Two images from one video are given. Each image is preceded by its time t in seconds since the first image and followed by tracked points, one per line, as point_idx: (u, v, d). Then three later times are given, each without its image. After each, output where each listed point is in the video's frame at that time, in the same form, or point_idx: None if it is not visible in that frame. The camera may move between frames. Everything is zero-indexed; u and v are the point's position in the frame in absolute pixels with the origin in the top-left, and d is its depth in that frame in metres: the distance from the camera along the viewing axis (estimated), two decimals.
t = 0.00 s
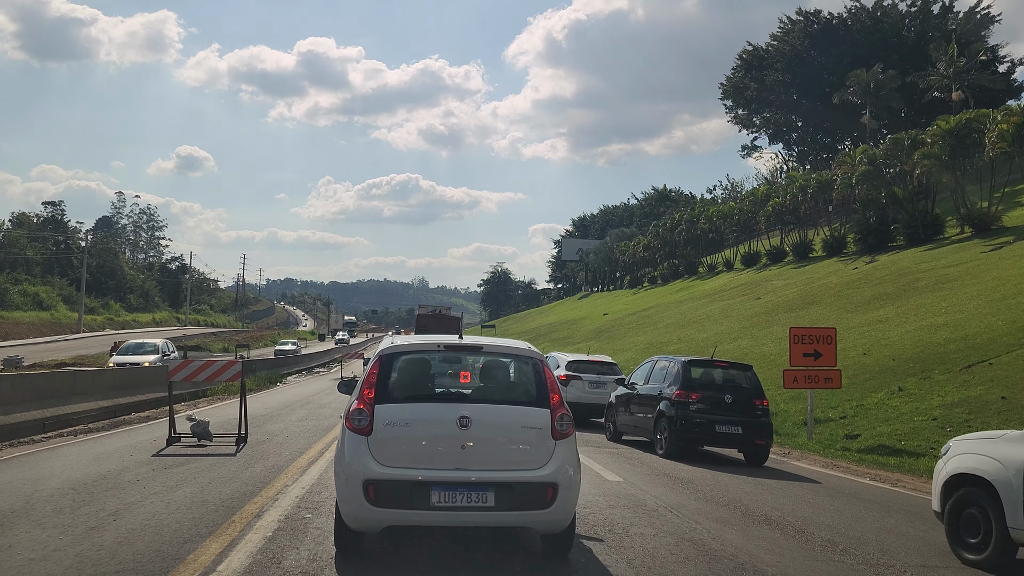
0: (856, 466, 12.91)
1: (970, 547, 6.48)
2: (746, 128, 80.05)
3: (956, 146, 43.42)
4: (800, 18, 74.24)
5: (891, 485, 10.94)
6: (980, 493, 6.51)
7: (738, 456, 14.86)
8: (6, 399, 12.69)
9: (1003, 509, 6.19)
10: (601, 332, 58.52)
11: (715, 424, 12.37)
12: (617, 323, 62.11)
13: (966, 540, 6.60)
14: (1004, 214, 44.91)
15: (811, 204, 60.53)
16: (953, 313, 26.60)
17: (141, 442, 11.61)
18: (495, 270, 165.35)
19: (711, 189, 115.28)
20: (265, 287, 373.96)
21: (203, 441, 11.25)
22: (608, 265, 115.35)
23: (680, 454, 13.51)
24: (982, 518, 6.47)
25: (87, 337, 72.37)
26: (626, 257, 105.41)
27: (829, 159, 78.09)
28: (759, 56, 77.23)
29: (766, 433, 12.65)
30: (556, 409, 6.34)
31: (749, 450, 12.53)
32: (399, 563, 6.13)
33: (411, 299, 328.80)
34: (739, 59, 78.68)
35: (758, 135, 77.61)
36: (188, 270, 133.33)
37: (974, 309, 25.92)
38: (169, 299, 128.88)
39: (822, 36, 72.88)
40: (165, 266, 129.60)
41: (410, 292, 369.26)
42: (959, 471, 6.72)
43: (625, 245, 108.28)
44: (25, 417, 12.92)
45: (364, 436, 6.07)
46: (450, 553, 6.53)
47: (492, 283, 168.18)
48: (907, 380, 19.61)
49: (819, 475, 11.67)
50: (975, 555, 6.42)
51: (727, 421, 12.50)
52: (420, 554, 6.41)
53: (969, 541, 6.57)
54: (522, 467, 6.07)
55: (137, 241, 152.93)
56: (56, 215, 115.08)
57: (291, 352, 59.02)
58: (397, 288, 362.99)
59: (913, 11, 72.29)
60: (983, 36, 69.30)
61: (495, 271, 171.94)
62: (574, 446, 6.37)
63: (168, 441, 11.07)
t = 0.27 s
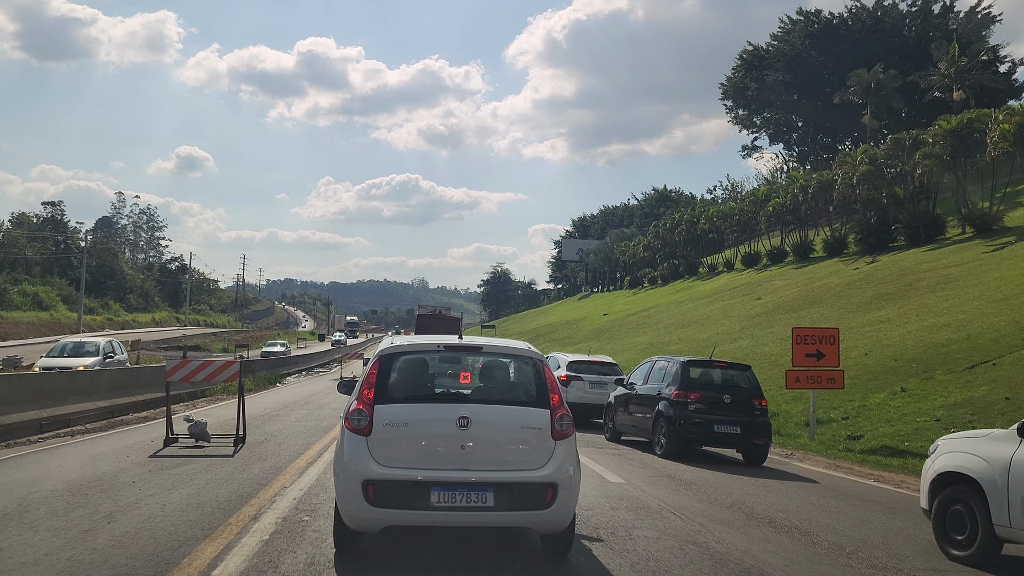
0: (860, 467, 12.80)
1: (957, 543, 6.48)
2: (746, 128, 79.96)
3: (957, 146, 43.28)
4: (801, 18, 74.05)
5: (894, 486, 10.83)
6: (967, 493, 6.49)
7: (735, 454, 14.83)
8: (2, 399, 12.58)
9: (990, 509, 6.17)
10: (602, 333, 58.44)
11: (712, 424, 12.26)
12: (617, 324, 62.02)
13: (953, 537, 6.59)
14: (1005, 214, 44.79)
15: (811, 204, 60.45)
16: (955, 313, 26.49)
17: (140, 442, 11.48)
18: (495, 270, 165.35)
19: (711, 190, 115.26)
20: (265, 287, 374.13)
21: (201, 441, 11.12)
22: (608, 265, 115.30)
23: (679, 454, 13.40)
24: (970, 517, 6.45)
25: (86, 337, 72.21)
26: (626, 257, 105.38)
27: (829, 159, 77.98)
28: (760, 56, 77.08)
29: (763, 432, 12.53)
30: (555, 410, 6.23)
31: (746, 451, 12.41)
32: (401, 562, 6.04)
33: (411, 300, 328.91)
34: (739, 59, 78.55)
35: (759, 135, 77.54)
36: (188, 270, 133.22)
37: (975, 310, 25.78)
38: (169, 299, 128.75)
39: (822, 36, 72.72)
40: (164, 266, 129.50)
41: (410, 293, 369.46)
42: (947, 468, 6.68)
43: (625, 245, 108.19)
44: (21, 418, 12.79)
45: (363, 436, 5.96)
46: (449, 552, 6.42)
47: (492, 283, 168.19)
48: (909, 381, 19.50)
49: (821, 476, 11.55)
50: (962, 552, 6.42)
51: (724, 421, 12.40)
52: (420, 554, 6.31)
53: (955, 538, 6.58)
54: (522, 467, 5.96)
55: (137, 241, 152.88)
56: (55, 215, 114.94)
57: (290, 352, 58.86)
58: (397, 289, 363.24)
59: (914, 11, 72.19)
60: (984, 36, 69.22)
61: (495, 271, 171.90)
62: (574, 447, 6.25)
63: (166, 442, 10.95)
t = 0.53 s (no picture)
0: (861, 467, 12.74)
1: (946, 541, 6.52)
2: (747, 128, 79.90)
3: (958, 146, 43.18)
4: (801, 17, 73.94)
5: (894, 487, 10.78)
6: (957, 491, 6.50)
7: (735, 454, 14.77)
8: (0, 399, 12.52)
9: (979, 507, 6.19)
10: (602, 332, 58.36)
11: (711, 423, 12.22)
12: (617, 324, 61.93)
13: (941, 535, 6.64)
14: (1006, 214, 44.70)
15: (811, 204, 60.39)
16: (956, 313, 26.41)
17: (138, 443, 11.40)
18: (495, 270, 165.35)
19: (711, 190, 115.23)
20: (265, 287, 374.02)
21: (199, 442, 11.06)
22: (608, 265, 115.25)
23: (678, 454, 13.33)
24: (959, 516, 6.48)
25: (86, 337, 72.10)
26: (626, 257, 105.34)
27: (830, 159, 77.93)
28: (760, 55, 76.99)
29: (761, 433, 12.46)
30: (555, 409, 6.16)
31: (745, 451, 12.36)
32: (401, 561, 5.98)
33: (411, 300, 328.78)
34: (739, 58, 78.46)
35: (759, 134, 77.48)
36: (188, 270, 133.07)
37: (977, 310, 25.71)
38: (169, 299, 128.61)
39: (823, 35, 72.59)
40: (164, 266, 129.36)
41: (410, 292, 369.54)
42: (936, 466, 6.69)
43: (625, 245, 108.13)
44: (19, 419, 12.72)
45: (363, 436, 5.90)
46: (449, 552, 6.35)
47: (492, 282, 168.16)
48: (910, 381, 19.45)
49: (821, 477, 11.50)
50: (950, 550, 6.46)
51: (722, 421, 12.35)
52: (421, 553, 6.24)
53: (944, 534, 6.62)
54: (522, 467, 5.89)
55: (137, 241, 152.70)
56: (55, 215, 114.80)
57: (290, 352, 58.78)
58: (396, 288, 363.17)
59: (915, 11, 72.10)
60: (984, 35, 69.16)
61: (495, 271, 171.84)
62: (573, 446, 6.18)
63: (164, 443, 10.88)
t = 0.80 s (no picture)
0: (862, 468, 12.71)
1: (934, 537, 6.59)
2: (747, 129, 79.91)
3: (958, 147, 43.18)
4: (801, 18, 73.92)
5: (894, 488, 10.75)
6: (946, 487, 6.56)
7: (734, 454, 14.74)
8: None
9: (967, 503, 6.25)
10: (602, 333, 58.33)
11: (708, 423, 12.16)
12: (617, 324, 61.88)
13: (931, 530, 6.70)
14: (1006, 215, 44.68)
15: (811, 205, 60.36)
16: (957, 314, 26.40)
17: (137, 443, 11.37)
18: (495, 271, 165.33)
19: (711, 190, 115.23)
20: (265, 288, 374.05)
21: (198, 442, 11.02)
22: (608, 265, 115.21)
23: (677, 454, 13.28)
24: (947, 511, 6.54)
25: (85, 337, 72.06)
26: (626, 258, 105.32)
27: (829, 159, 77.97)
28: (760, 56, 76.99)
29: (759, 432, 12.41)
30: (553, 408, 6.10)
31: (743, 451, 12.30)
32: (401, 559, 5.94)
33: (411, 300, 328.70)
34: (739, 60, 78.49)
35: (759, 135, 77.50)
36: (188, 270, 133.01)
37: (978, 311, 25.69)
38: (168, 300, 128.55)
39: (823, 36, 72.58)
40: (164, 266, 129.31)
41: (410, 293, 369.68)
42: (926, 462, 6.77)
43: (625, 245, 108.10)
44: (18, 419, 12.69)
45: (363, 435, 5.85)
46: (449, 550, 6.32)
47: (492, 283, 168.11)
48: (911, 381, 19.43)
49: (821, 477, 11.47)
50: (938, 545, 6.53)
51: (720, 420, 12.30)
52: (422, 547, 6.19)
53: (932, 530, 6.68)
54: (520, 464, 5.84)
55: (137, 242, 152.66)
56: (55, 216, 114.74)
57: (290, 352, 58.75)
58: (396, 289, 363.20)
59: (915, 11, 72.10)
60: (985, 36, 69.15)
61: (495, 271, 171.87)
62: (571, 444, 6.13)
63: (162, 443, 10.85)
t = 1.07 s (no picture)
0: (862, 469, 12.69)
1: (924, 535, 6.62)
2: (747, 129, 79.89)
3: (958, 146, 43.16)
4: (801, 18, 73.86)
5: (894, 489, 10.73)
6: (935, 487, 6.58)
7: (733, 454, 14.73)
8: None
9: (955, 501, 6.28)
10: (603, 333, 58.33)
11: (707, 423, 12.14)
12: (617, 324, 61.87)
13: (920, 529, 6.73)
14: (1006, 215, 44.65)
15: (811, 205, 60.33)
16: (958, 314, 26.40)
17: (136, 444, 11.34)
18: (496, 271, 165.26)
19: (711, 190, 115.21)
20: (265, 288, 373.96)
21: (198, 443, 11.02)
22: (608, 265, 115.14)
23: (676, 454, 13.27)
24: (936, 509, 6.57)
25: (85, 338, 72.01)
26: (626, 258, 105.29)
27: (829, 159, 77.94)
28: (760, 56, 76.94)
29: (757, 433, 12.39)
30: (550, 408, 6.08)
31: (741, 451, 12.28)
32: (401, 556, 5.93)
33: (411, 300, 328.62)
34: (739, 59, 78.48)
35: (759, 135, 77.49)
36: (188, 270, 132.91)
37: (978, 311, 25.68)
38: (168, 300, 128.47)
39: (823, 36, 72.53)
40: (164, 266, 129.24)
41: (410, 293, 369.74)
42: (916, 462, 6.78)
43: (625, 245, 108.06)
44: (18, 420, 12.68)
45: (364, 434, 5.84)
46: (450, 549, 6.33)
47: (492, 283, 168.06)
48: (912, 381, 19.44)
49: (820, 478, 11.46)
50: (927, 543, 6.57)
51: (718, 421, 12.28)
52: (421, 546, 6.18)
53: (921, 528, 6.72)
54: (518, 463, 5.82)
55: (137, 242, 152.56)
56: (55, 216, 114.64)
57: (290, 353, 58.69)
58: (396, 288, 363.17)
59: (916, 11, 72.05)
60: (985, 36, 69.08)
61: (495, 271, 171.79)
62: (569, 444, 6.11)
63: (163, 444, 10.84)
